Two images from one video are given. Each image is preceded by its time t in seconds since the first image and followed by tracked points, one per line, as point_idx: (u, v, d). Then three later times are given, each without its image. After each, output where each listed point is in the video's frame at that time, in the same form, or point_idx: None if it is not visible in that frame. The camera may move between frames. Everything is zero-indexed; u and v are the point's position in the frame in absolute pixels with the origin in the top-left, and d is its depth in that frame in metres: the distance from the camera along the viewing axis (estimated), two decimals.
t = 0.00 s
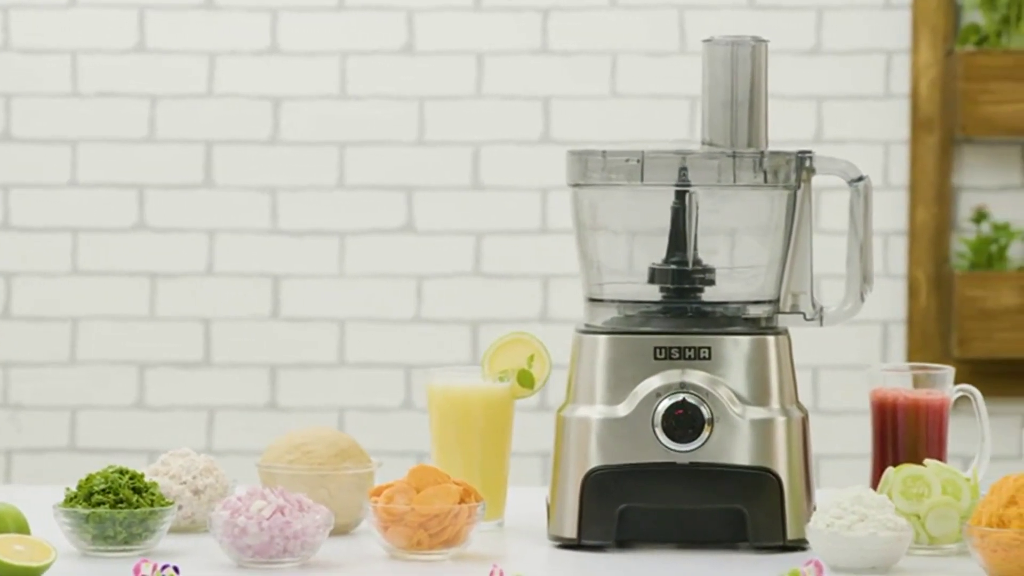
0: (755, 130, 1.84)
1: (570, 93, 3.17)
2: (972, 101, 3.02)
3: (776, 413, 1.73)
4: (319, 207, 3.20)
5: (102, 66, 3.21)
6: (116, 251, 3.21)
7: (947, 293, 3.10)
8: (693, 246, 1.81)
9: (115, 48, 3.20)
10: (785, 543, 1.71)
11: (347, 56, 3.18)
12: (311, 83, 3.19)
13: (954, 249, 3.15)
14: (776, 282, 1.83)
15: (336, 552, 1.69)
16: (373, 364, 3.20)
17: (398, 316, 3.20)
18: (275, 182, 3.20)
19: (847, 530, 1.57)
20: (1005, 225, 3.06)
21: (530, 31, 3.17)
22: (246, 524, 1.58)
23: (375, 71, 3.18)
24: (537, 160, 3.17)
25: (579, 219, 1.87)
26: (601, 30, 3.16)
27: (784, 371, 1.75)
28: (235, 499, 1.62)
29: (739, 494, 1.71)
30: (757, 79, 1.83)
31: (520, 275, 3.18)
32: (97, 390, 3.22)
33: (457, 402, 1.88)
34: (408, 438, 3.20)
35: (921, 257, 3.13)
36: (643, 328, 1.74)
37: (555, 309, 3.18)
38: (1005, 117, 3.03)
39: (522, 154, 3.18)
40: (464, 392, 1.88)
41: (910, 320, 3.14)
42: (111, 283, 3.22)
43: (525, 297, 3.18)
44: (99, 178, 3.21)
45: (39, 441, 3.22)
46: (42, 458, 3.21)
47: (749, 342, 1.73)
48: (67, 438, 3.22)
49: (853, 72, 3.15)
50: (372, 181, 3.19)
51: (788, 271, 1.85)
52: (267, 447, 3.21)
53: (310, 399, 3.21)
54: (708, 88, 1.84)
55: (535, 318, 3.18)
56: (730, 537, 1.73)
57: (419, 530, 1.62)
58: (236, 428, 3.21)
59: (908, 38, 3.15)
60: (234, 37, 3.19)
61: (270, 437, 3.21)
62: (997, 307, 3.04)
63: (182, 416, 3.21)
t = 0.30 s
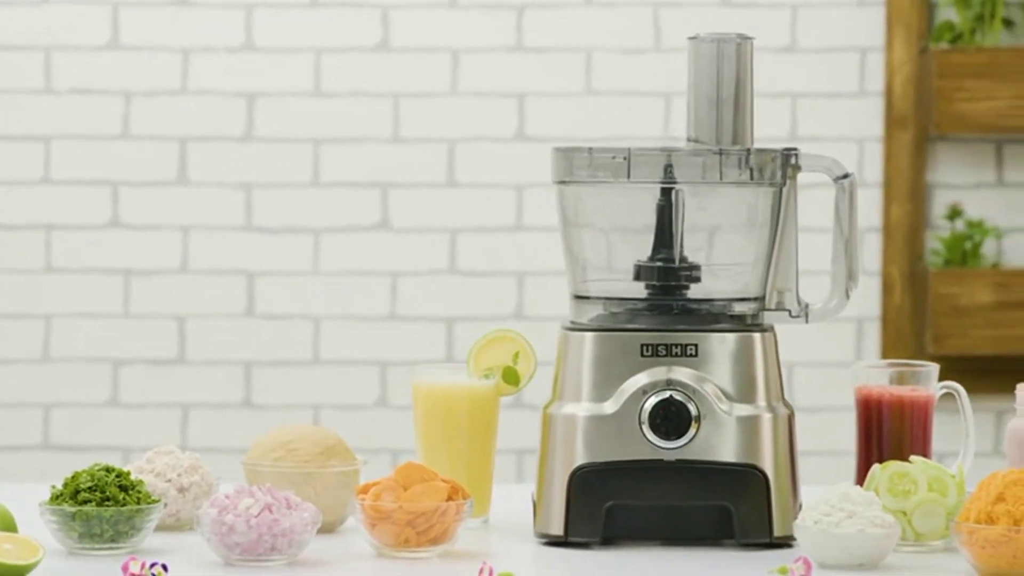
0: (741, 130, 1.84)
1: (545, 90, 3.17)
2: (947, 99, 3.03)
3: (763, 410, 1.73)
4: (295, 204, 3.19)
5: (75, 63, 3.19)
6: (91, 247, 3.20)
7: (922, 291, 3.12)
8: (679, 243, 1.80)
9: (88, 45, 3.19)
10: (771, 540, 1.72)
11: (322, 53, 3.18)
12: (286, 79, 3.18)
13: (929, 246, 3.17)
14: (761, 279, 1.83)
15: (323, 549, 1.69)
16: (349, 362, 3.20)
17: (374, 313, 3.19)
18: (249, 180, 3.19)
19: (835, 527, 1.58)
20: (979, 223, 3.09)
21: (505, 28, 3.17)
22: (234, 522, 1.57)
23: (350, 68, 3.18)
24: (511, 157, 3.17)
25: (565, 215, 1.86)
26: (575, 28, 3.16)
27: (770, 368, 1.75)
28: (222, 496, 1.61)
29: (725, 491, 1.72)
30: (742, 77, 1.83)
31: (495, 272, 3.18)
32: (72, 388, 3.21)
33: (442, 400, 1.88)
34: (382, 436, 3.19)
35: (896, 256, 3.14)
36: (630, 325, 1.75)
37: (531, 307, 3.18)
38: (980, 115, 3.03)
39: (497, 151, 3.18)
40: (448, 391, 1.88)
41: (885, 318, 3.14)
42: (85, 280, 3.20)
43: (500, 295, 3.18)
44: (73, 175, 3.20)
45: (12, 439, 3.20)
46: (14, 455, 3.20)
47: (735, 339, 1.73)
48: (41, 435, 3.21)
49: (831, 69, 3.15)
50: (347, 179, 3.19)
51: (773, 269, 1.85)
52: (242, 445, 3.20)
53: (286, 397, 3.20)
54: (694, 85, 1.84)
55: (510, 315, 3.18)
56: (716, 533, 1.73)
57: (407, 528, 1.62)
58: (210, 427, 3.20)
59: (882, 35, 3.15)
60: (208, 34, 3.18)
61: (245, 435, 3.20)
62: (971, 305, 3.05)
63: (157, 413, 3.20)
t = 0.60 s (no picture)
0: (730, 130, 1.85)
1: (526, 91, 3.17)
2: (928, 98, 3.06)
3: (752, 410, 1.73)
4: (276, 203, 3.18)
5: (55, 62, 3.19)
6: (72, 247, 3.20)
7: (904, 291, 3.13)
8: (669, 244, 1.81)
9: (69, 44, 3.19)
10: (761, 540, 1.72)
11: (303, 52, 3.17)
12: (267, 79, 3.18)
13: (910, 247, 3.18)
14: (750, 279, 1.83)
15: (313, 549, 1.68)
16: (329, 362, 3.19)
17: (354, 313, 3.19)
18: (230, 179, 3.19)
19: (825, 527, 1.58)
20: (960, 223, 3.10)
21: (486, 28, 3.17)
22: (224, 522, 1.57)
23: (331, 67, 3.18)
24: (492, 157, 3.17)
25: (555, 214, 1.86)
26: (557, 28, 3.16)
27: (759, 368, 1.75)
28: (212, 497, 1.61)
29: (715, 491, 1.72)
30: (731, 77, 1.83)
31: (476, 271, 3.18)
32: (52, 388, 3.20)
33: (429, 399, 1.88)
34: (363, 436, 3.19)
35: (877, 256, 3.15)
36: (620, 325, 1.75)
37: (512, 307, 3.18)
38: (961, 115, 3.06)
39: (478, 151, 3.17)
40: (437, 391, 1.88)
41: (866, 318, 3.15)
42: (66, 280, 3.20)
43: (481, 294, 3.18)
44: (54, 175, 3.20)
45: None
46: None
47: (725, 339, 1.73)
48: (21, 435, 3.20)
49: (814, 70, 3.15)
50: (327, 178, 3.18)
51: (761, 272, 1.85)
52: (223, 445, 3.20)
53: (267, 397, 3.20)
54: (684, 85, 1.85)
55: (491, 315, 3.18)
56: (705, 533, 1.73)
57: (397, 528, 1.62)
58: (191, 427, 3.19)
59: (864, 34, 3.15)
60: (189, 34, 3.18)
61: (226, 435, 3.19)
62: (952, 305, 3.07)
63: (138, 414, 3.20)
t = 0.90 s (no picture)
0: (716, 129, 1.85)
1: (500, 91, 3.17)
2: (900, 98, 3.08)
3: (738, 409, 1.73)
4: (250, 203, 3.18)
5: (26, 61, 3.17)
6: (45, 246, 3.18)
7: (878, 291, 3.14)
8: (654, 246, 1.81)
9: (40, 43, 3.17)
10: (747, 539, 1.72)
11: (276, 52, 3.17)
12: (240, 78, 3.17)
13: (882, 246, 3.18)
14: (735, 279, 1.83)
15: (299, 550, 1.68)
16: (303, 361, 3.18)
17: (328, 313, 3.18)
18: (204, 179, 3.18)
19: (813, 526, 1.59)
20: (933, 223, 3.10)
21: (460, 28, 3.16)
22: (212, 522, 1.56)
23: (305, 67, 3.17)
24: (466, 157, 3.17)
25: (541, 214, 1.86)
26: (531, 28, 3.16)
27: (745, 368, 1.75)
28: (199, 497, 1.60)
29: (702, 490, 1.72)
30: (717, 77, 1.83)
31: (450, 271, 3.18)
32: (25, 389, 3.19)
33: (413, 400, 1.88)
34: (337, 436, 3.18)
35: (850, 255, 3.16)
36: (605, 325, 1.75)
37: (486, 307, 3.18)
38: (933, 115, 3.08)
39: (452, 151, 3.17)
40: (421, 391, 1.87)
41: (839, 318, 3.16)
42: (38, 280, 3.19)
43: (455, 294, 3.18)
44: (26, 174, 3.18)
45: None
46: None
47: (711, 339, 1.74)
48: None
49: (789, 70, 3.16)
50: (301, 178, 3.18)
51: (747, 271, 1.86)
52: (197, 445, 3.19)
53: (240, 397, 3.19)
54: (668, 86, 1.85)
55: (465, 315, 3.18)
56: (692, 533, 1.73)
57: (385, 529, 1.62)
58: (164, 427, 3.19)
59: (837, 34, 3.16)
60: (161, 33, 3.17)
61: (199, 435, 3.19)
62: (925, 304, 3.08)
63: (111, 414, 3.19)
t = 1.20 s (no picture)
0: (704, 129, 1.85)
1: (478, 91, 3.16)
2: (879, 99, 3.07)
3: (727, 409, 1.74)
4: (227, 202, 3.17)
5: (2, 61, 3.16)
6: (22, 246, 3.17)
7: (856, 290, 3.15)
8: (644, 245, 1.81)
9: (16, 43, 3.16)
10: (736, 539, 1.73)
11: (254, 52, 3.16)
12: (218, 78, 3.17)
13: (861, 246, 3.19)
14: (723, 280, 1.83)
15: (289, 550, 1.68)
16: (280, 361, 3.18)
17: (306, 313, 3.18)
18: (181, 178, 3.17)
19: (804, 526, 1.59)
20: (911, 223, 3.10)
21: (438, 28, 3.16)
22: (202, 522, 1.56)
23: (282, 67, 3.17)
24: (444, 156, 3.17)
25: (529, 213, 1.86)
26: (509, 29, 3.16)
27: (734, 367, 1.75)
28: (189, 497, 1.60)
29: (691, 490, 1.72)
30: (705, 78, 1.84)
31: (428, 272, 3.17)
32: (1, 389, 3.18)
33: (401, 400, 1.87)
34: (314, 437, 3.18)
35: (830, 256, 3.16)
36: (594, 325, 1.75)
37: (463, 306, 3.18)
38: (911, 116, 3.07)
39: (430, 151, 3.17)
40: (410, 392, 1.87)
41: (817, 317, 3.17)
42: (15, 279, 3.17)
43: (433, 294, 3.17)
44: (3, 173, 3.17)
45: None
46: None
47: (699, 338, 1.74)
48: None
49: (769, 70, 3.16)
50: (278, 178, 3.17)
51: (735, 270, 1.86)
52: (174, 446, 3.18)
53: (217, 398, 3.18)
54: (656, 86, 1.85)
55: (444, 315, 3.18)
56: (680, 533, 1.73)
57: (375, 529, 1.61)
58: (141, 428, 3.18)
59: (815, 33, 3.16)
60: (139, 33, 3.16)
61: (176, 435, 3.18)
62: (903, 304, 3.08)
63: (87, 414, 3.18)
